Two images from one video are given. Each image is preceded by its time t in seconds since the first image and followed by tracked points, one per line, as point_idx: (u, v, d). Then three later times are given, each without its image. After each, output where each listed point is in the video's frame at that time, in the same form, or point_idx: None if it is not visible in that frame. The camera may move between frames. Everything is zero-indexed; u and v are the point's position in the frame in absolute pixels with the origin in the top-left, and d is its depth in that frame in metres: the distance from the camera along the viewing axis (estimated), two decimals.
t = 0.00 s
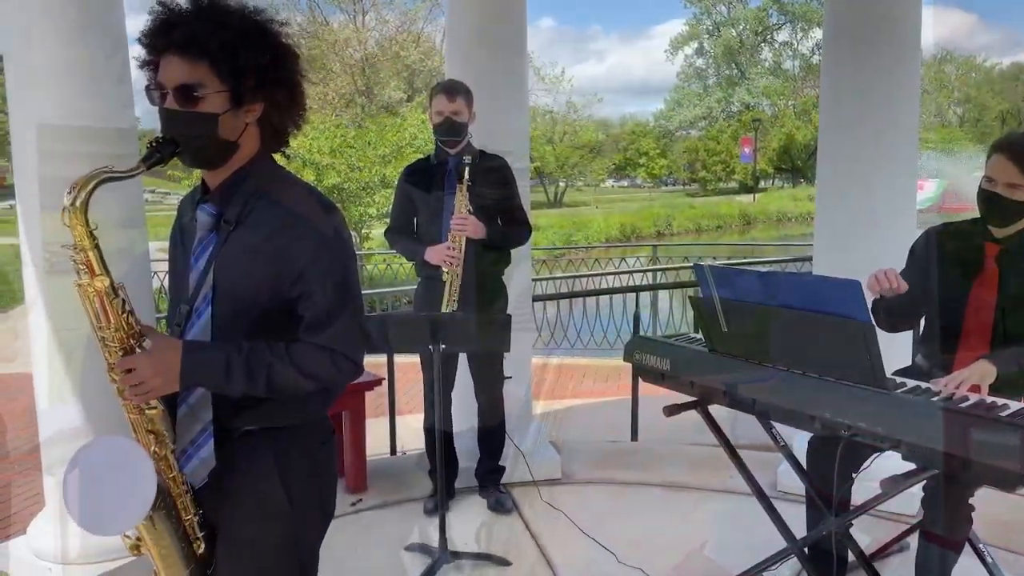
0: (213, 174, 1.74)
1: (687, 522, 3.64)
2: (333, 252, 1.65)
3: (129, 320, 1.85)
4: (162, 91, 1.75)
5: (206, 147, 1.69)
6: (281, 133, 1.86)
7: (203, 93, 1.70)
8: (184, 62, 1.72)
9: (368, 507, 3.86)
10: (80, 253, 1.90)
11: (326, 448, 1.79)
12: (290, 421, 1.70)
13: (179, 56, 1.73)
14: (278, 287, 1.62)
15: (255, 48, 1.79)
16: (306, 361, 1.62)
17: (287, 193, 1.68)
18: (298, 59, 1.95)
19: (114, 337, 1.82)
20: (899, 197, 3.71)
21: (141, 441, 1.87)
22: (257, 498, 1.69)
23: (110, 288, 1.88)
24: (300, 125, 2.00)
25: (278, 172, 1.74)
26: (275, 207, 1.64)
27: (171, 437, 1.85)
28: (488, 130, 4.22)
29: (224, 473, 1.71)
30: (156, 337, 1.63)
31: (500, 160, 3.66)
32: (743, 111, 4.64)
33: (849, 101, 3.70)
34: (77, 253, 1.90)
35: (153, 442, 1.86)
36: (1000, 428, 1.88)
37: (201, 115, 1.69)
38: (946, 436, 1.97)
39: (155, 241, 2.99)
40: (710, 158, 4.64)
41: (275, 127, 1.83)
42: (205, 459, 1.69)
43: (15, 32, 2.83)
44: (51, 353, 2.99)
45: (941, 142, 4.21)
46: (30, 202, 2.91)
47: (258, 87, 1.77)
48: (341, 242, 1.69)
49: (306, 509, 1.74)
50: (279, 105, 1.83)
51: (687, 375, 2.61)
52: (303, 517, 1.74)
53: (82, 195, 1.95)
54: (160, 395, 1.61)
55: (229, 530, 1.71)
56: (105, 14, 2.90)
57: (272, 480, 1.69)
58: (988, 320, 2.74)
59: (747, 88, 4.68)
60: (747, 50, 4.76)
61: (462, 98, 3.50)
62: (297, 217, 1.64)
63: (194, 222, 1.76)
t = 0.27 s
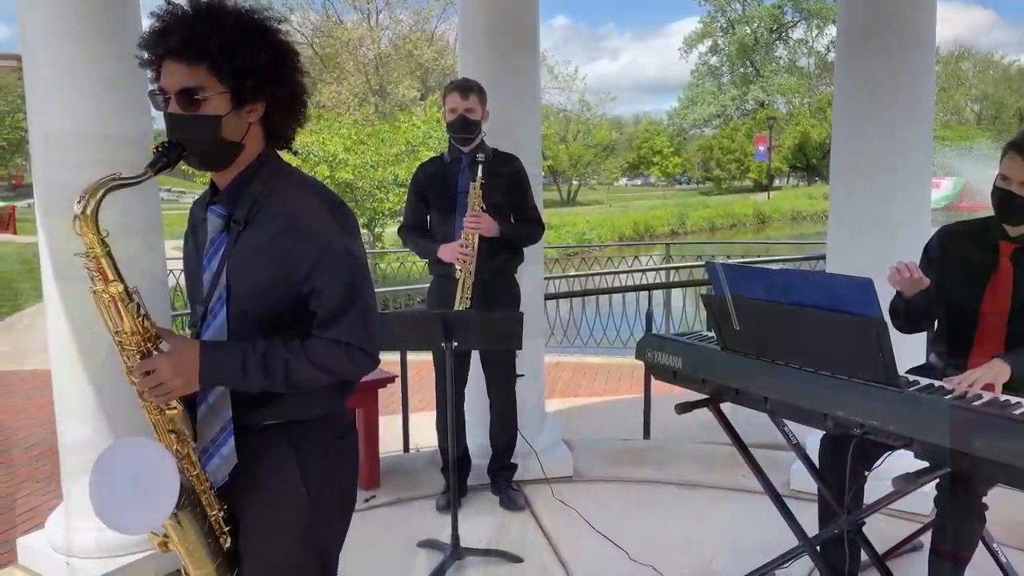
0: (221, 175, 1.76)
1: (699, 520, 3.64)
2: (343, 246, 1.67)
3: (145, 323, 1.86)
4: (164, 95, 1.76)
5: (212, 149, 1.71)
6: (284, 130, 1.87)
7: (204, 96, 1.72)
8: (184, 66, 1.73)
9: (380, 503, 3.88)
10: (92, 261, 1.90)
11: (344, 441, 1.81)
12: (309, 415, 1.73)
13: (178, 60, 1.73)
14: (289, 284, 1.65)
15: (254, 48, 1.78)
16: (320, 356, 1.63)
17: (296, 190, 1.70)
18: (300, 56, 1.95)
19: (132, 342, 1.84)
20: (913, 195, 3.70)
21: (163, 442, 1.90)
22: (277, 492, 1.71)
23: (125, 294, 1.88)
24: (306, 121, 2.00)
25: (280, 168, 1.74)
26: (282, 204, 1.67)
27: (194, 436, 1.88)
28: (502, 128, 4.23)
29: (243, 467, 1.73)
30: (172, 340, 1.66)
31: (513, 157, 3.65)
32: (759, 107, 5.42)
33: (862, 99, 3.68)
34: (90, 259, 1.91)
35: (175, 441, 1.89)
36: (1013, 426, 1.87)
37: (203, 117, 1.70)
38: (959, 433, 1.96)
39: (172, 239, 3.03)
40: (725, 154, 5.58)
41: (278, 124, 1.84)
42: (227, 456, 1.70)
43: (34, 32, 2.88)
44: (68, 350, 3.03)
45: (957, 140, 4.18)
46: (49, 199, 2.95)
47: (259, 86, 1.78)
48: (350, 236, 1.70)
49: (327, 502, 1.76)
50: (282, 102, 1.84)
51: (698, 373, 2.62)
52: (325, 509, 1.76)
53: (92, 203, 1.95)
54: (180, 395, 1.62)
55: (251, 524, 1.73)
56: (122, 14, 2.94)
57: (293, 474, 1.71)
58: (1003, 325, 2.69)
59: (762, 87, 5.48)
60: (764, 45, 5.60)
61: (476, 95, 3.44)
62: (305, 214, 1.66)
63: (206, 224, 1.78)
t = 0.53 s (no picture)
0: (230, 175, 1.77)
1: (707, 517, 3.64)
2: (357, 233, 1.69)
3: (169, 327, 1.86)
4: (169, 101, 1.76)
5: (220, 151, 1.71)
6: (286, 127, 1.87)
7: (209, 98, 1.72)
8: (186, 70, 1.72)
9: (388, 500, 3.90)
10: (113, 264, 1.86)
11: (364, 435, 1.83)
12: (327, 407, 1.75)
13: (181, 63, 1.72)
14: (305, 276, 1.67)
15: (253, 48, 1.77)
16: (342, 343, 1.65)
17: (306, 184, 1.71)
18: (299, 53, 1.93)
19: (157, 346, 1.84)
20: (923, 192, 3.69)
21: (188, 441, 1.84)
22: (301, 484, 1.73)
23: (147, 296, 1.86)
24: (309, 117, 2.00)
25: (280, 166, 1.76)
26: (291, 200, 1.69)
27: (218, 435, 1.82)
28: (511, 127, 4.24)
29: (262, 461, 1.75)
30: (197, 338, 1.64)
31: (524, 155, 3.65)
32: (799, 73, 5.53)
33: (872, 97, 3.67)
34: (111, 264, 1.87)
35: (201, 440, 1.84)
36: None
37: (208, 119, 1.70)
38: (968, 430, 1.96)
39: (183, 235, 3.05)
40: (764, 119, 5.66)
41: (281, 124, 1.85)
42: (237, 456, 1.69)
43: (48, 32, 2.91)
44: (82, 346, 3.06)
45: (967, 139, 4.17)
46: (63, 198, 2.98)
47: (261, 85, 1.77)
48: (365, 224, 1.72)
49: (348, 494, 1.78)
50: (286, 102, 1.84)
51: (707, 370, 2.61)
52: (346, 502, 1.78)
53: (113, 209, 1.90)
54: (204, 395, 1.62)
55: (273, 516, 1.75)
56: (135, 14, 2.96)
57: (315, 466, 1.74)
58: (1014, 323, 2.65)
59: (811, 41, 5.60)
60: None
61: (486, 92, 3.44)
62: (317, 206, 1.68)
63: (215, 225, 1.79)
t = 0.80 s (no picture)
0: (235, 169, 1.78)
1: (712, 513, 3.65)
2: (363, 216, 1.70)
3: (177, 314, 1.87)
4: (176, 95, 1.76)
5: (228, 141, 1.72)
6: (289, 121, 1.88)
7: (215, 90, 1.72)
8: (192, 62, 1.72)
9: (394, 496, 3.91)
10: (121, 253, 1.88)
11: (377, 426, 1.85)
12: (342, 399, 1.77)
13: (185, 57, 1.73)
14: (312, 263, 1.69)
15: (256, 42, 1.78)
16: (349, 326, 1.66)
17: (310, 173, 1.73)
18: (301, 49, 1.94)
19: (165, 333, 1.85)
20: (930, 189, 3.68)
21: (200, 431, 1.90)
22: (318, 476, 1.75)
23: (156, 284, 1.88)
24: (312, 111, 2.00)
25: (285, 159, 1.77)
26: (297, 189, 1.70)
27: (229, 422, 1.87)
28: (517, 124, 4.24)
29: (277, 455, 1.76)
30: (206, 324, 1.65)
31: (528, 152, 3.66)
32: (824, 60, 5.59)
33: (879, 93, 3.66)
34: (118, 250, 1.88)
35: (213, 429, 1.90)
36: None
37: (214, 112, 1.71)
38: (972, 424, 1.96)
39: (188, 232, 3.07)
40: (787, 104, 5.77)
41: (283, 115, 1.86)
42: (247, 440, 1.70)
43: (54, 31, 2.92)
44: (90, 342, 3.08)
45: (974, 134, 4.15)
46: (71, 196, 3.00)
47: (265, 77, 1.78)
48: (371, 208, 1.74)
49: (366, 485, 1.80)
50: (288, 94, 1.85)
51: (712, 367, 2.61)
52: (364, 493, 1.80)
53: (120, 197, 1.91)
54: (214, 380, 1.63)
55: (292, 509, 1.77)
56: (140, 12, 2.98)
57: (333, 458, 1.75)
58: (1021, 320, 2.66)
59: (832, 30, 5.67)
60: None
61: (491, 89, 3.45)
62: (323, 192, 1.69)
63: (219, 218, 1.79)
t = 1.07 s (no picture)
0: (235, 160, 1.80)
1: (713, 510, 3.65)
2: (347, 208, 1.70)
3: (156, 298, 1.93)
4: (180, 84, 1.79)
5: (225, 132, 1.74)
6: (293, 117, 1.88)
7: (216, 81, 1.74)
8: (195, 53, 1.75)
9: (397, 492, 3.92)
10: (99, 233, 1.96)
11: (376, 420, 1.87)
12: (340, 394, 1.78)
13: (190, 47, 1.76)
14: (296, 253, 1.69)
15: (261, 35, 1.79)
16: (320, 316, 1.64)
17: (300, 165, 1.74)
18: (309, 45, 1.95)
19: (146, 313, 1.91)
20: (931, 185, 3.68)
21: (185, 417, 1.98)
22: (316, 470, 1.75)
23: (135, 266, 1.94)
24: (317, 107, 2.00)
25: (288, 151, 1.78)
26: (289, 179, 1.71)
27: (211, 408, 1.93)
28: (518, 121, 4.25)
29: (275, 446, 1.78)
30: (185, 310, 1.70)
31: (530, 148, 3.66)
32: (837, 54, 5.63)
33: (881, 90, 3.66)
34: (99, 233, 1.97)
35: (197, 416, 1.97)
36: None
37: (217, 102, 1.73)
38: (974, 419, 1.96)
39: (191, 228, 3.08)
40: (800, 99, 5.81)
41: (292, 109, 1.86)
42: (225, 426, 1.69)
43: (58, 30, 2.93)
44: (93, 339, 3.09)
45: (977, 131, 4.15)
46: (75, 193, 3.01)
47: (267, 70, 1.79)
48: (356, 201, 1.73)
49: (359, 477, 1.80)
50: (292, 87, 1.85)
51: (713, 363, 2.62)
52: (358, 485, 1.81)
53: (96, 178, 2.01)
54: (189, 362, 1.66)
55: (287, 500, 1.77)
56: (143, 9, 2.99)
57: (326, 450, 1.76)
58: None
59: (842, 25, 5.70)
60: None
61: (492, 85, 3.45)
62: (306, 182, 1.70)
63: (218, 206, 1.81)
